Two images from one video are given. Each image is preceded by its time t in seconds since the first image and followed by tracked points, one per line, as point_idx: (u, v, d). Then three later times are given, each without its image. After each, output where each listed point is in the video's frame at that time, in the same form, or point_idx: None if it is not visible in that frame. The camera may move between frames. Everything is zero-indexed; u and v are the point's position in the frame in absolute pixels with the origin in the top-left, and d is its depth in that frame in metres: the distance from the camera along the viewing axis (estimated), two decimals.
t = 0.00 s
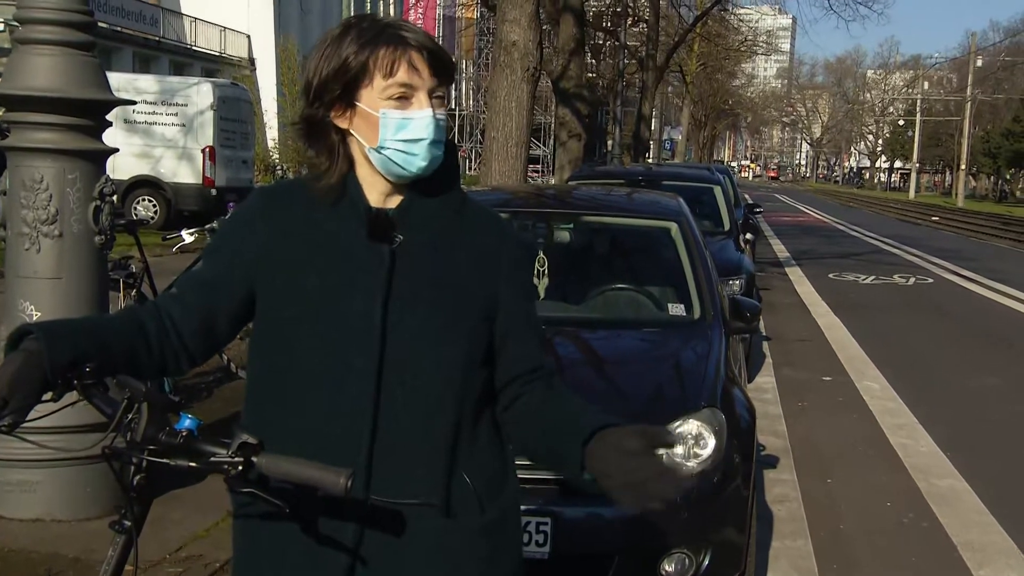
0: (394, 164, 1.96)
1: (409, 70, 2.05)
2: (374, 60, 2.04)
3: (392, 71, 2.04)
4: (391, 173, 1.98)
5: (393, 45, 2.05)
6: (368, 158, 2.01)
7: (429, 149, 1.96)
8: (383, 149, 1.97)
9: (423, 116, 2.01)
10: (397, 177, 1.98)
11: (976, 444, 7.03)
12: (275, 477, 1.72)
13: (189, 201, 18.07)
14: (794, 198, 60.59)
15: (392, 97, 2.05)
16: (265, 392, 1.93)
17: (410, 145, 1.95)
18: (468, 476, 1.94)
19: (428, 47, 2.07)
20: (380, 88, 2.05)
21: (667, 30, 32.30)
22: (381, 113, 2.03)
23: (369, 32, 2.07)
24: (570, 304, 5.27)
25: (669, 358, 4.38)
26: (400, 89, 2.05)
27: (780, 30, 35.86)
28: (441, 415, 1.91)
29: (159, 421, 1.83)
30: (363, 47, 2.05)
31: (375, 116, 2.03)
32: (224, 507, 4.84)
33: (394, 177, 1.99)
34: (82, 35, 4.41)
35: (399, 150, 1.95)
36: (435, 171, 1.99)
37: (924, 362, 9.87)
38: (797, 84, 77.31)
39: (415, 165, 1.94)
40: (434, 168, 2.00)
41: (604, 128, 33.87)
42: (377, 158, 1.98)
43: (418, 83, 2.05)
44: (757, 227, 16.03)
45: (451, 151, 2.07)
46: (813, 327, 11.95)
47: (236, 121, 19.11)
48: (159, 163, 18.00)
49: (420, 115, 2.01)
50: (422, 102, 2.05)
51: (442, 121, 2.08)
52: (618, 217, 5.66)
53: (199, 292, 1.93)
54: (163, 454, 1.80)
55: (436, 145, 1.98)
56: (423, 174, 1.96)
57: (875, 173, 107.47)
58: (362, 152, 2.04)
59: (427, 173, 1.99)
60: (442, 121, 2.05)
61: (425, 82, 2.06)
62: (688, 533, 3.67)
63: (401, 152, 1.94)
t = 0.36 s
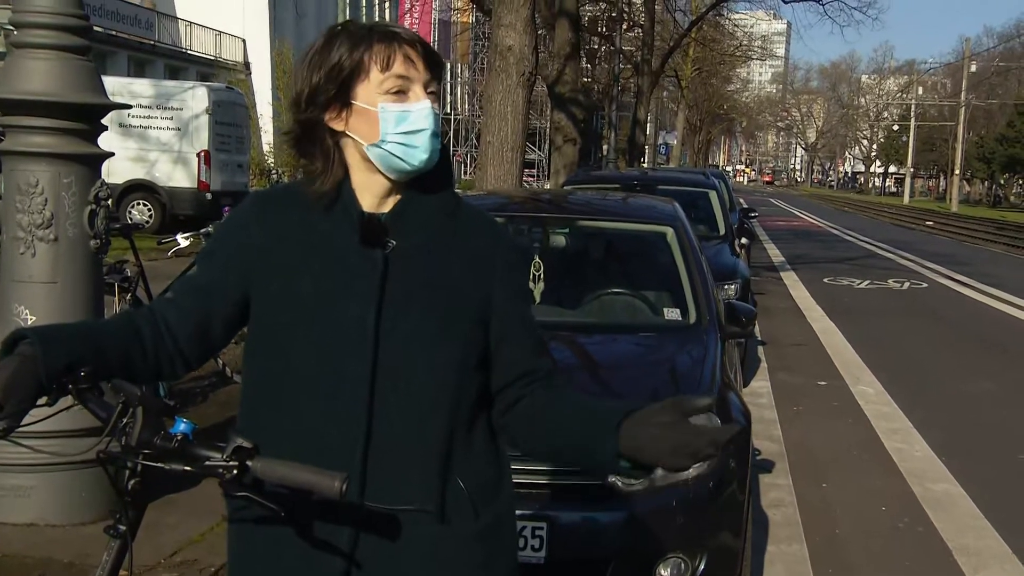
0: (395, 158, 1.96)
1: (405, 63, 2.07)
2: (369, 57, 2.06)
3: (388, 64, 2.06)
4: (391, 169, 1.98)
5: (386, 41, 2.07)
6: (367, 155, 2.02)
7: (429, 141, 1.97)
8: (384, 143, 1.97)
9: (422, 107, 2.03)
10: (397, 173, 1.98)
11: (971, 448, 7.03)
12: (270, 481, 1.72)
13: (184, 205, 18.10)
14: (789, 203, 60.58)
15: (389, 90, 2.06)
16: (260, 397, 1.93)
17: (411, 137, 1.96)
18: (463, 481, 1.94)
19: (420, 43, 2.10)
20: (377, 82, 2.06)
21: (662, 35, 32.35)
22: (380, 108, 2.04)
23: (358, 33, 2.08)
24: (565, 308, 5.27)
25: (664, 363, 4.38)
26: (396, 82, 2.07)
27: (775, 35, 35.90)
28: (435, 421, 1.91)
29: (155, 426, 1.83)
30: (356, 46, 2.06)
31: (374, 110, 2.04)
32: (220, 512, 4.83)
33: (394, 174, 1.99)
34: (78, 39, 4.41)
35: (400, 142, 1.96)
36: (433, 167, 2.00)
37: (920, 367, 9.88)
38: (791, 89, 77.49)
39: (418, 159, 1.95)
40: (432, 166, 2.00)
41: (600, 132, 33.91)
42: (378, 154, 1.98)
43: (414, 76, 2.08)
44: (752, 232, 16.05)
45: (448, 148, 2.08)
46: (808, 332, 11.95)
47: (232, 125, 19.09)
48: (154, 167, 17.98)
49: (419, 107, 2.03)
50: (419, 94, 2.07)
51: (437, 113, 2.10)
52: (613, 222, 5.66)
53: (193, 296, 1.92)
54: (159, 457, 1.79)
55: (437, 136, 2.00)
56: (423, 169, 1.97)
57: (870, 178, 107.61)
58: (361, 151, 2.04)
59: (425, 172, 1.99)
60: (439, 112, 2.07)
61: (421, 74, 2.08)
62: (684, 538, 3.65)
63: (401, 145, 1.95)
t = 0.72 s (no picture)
0: (398, 176, 1.96)
1: (415, 81, 2.06)
2: (378, 76, 2.04)
3: (397, 83, 2.05)
4: (395, 185, 1.98)
5: (395, 58, 2.05)
6: (372, 173, 2.01)
7: (436, 162, 1.98)
8: (391, 162, 1.96)
9: (430, 127, 2.02)
10: (399, 189, 1.98)
11: (973, 450, 7.03)
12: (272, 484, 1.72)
13: (185, 208, 18.05)
14: (791, 204, 60.58)
15: (397, 109, 2.05)
16: (263, 398, 1.93)
17: (419, 156, 1.96)
18: (465, 482, 1.94)
19: (429, 59, 2.09)
20: (386, 101, 2.05)
21: (663, 37, 32.40)
22: (388, 127, 2.02)
23: (366, 47, 2.07)
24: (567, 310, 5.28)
25: (667, 365, 4.39)
26: (405, 101, 2.05)
27: (775, 36, 35.93)
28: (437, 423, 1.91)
29: (157, 427, 1.83)
30: (364, 63, 2.04)
31: (382, 130, 2.02)
32: (223, 514, 4.83)
33: (396, 188, 1.99)
34: (80, 43, 4.42)
35: (406, 162, 1.95)
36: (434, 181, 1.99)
37: (921, 368, 9.88)
38: (793, 91, 77.56)
39: (424, 176, 1.95)
40: (434, 177, 2.01)
41: (601, 134, 33.94)
42: (383, 171, 1.97)
43: (422, 94, 2.07)
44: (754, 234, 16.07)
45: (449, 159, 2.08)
46: (811, 333, 11.96)
47: (234, 128, 19.13)
48: (156, 170, 18.00)
49: (427, 127, 2.02)
50: (426, 113, 2.06)
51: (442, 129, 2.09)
52: (615, 224, 5.65)
53: (195, 298, 1.92)
54: (162, 460, 1.80)
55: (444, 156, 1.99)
56: (426, 186, 1.97)
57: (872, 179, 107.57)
58: (366, 168, 2.03)
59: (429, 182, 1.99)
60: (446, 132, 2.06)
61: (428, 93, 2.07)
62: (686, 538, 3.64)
63: (407, 164, 1.95)
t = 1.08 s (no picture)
0: (370, 175, 1.99)
1: (392, 83, 2.06)
2: (356, 71, 2.06)
3: (374, 82, 2.06)
4: (369, 184, 2.01)
5: (379, 57, 2.06)
6: (350, 169, 2.05)
7: (403, 165, 1.96)
8: (361, 159, 2.00)
9: (402, 129, 2.02)
10: (377, 190, 2.00)
11: (973, 454, 7.04)
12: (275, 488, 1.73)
13: (185, 211, 18.16)
14: (792, 208, 60.58)
15: (374, 107, 2.07)
16: (266, 402, 1.94)
17: (384, 157, 1.96)
18: (468, 485, 1.95)
19: (423, 59, 2.07)
20: (362, 99, 2.07)
21: (664, 41, 32.47)
22: (361, 124, 2.05)
23: (361, 43, 2.09)
24: (567, 314, 5.29)
25: (667, 369, 4.40)
26: (382, 99, 2.07)
27: (776, 40, 35.95)
28: (439, 428, 1.92)
29: (162, 433, 1.85)
30: (350, 56, 2.07)
31: (356, 126, 2.06)
32: (224, 518, 4.84)
33: (377, 190, 2.00)
34: (80, 46, 4.43)
35: (376, 160, 1.97)
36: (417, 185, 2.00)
37: (922, 372, 9.89)
38: (793, 94, 77.64)
39: (390, 180, 1.96)
40: (424, 181, 2.02)
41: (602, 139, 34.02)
42: (355, 168, 2.02)
43: (400, 96, 2.06)
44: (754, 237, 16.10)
45: (439, 162, 2.09)
46: (811, 337, 11.96)
47: (234, 131, 19.14)
48: (157, 174, 18.03)
49: (399, 128, 2.03)
50: (403, 116, 2.07)
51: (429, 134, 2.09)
52: (616, 228, 5.68)
53: (196, 303, 1.93)
54: (165, 465, 1.80)
55: (415, 160, 1.99)
56: (401, 188, 1.98)
57: (872, 183, 107.61)
58: (344, 162, 2.07)
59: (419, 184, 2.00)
60: (424, 134, 2.06)
61: (408, 95, 2.07)
62: (686, 543, 3.65)
63: (375, 164, 1.97)
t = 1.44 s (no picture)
0: (385, 167, 1.98)
1: (410, 76, 2.07)
2: (374, 62, 2.06)
3: (393, 73, 2.06)
4: (383, 176, 1.99)
5: (396, 49, 2.07)
6: (361, 160, 2.04)
7: (420, 154, 1.97)
8: (376, 149, 1.99)
9: (419, 121, 2.03)
10: (390, 181, 1.99)
11: (972, 452, 7.04)
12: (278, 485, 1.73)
13: (185, 206, 18.13)
14: (792, 205, 60.57)
15: (390, 99, 2.07)
16: (266, 397, 1.94)
17: (401, 148, 1.96)
18: (468, 481, 1.95)
19: (436, 56, 2.09)
20: (379, 89, 2.07)
21: (664, 37, 32.45)
22: (377, 115, 2.05)
23: (372, 37, 2.09)
24: (567, 311, 5.30)
25: (667, 366, 4.40)
26: (398, 92, 2.07)
27: (777, 37, 35.93)
28: (439, 423, 1.92)
29: (164, 428, 1.86)
30: (364, 49, 2.07)
31: (371, 117, 2.06)
32: (224, 513, 4.85)
33: (387, 181, 2.00)
34: (81, 41, 4.42)
35: (391, 152, 1.96)
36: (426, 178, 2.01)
37: (921, 370, 9.89)
38: (793, 91, 77.62)
39: (407, 168, 1.95)
40: (429, 175, 2.02)
41: (602, 135, 34.01)
42: (370, 160, 2.00)
43: (417, 89, 2.07)
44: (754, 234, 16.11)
45: (444, 156, 2.08)
46: (810, 335, 11.96)
47: (234, 126, 19.12)
48: (156, 169, 18.03)
49: (415, 120, 2.04)
50: (419, 107, 2.07)
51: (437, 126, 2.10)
52: (617, 224, 5.68)
53: (198, 297, 1.93)
54: (169, 461, 1.82)
55: (430, 151, 1.99)
56: (413, 178, 1.97)
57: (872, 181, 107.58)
58: (355, 154, 2.06)
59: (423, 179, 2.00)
60: (437, 127, 2.07)
61: (422, 88, 2.08)
62: (685, 539, 3.67)
63: (391, 154, 1.96)
